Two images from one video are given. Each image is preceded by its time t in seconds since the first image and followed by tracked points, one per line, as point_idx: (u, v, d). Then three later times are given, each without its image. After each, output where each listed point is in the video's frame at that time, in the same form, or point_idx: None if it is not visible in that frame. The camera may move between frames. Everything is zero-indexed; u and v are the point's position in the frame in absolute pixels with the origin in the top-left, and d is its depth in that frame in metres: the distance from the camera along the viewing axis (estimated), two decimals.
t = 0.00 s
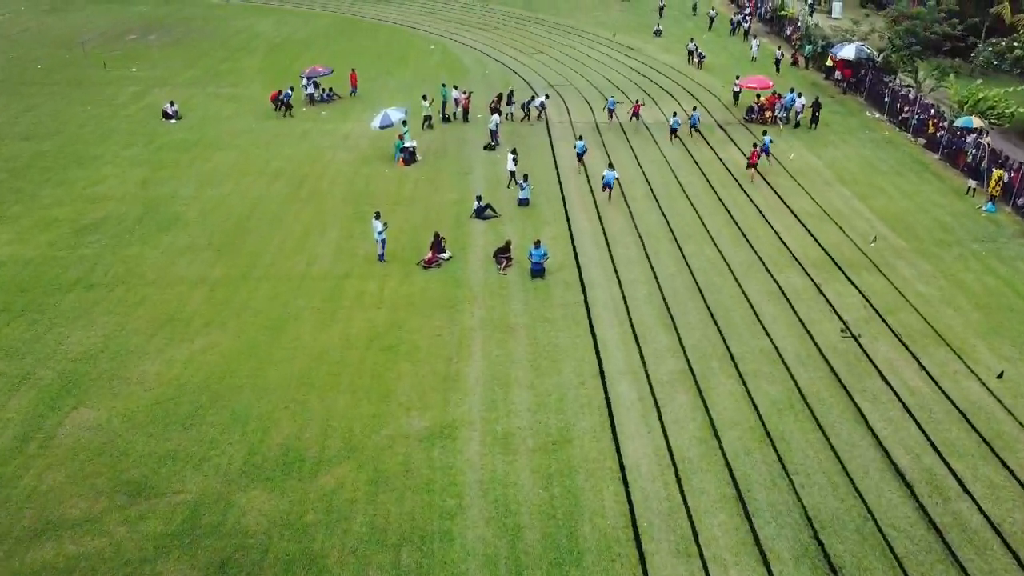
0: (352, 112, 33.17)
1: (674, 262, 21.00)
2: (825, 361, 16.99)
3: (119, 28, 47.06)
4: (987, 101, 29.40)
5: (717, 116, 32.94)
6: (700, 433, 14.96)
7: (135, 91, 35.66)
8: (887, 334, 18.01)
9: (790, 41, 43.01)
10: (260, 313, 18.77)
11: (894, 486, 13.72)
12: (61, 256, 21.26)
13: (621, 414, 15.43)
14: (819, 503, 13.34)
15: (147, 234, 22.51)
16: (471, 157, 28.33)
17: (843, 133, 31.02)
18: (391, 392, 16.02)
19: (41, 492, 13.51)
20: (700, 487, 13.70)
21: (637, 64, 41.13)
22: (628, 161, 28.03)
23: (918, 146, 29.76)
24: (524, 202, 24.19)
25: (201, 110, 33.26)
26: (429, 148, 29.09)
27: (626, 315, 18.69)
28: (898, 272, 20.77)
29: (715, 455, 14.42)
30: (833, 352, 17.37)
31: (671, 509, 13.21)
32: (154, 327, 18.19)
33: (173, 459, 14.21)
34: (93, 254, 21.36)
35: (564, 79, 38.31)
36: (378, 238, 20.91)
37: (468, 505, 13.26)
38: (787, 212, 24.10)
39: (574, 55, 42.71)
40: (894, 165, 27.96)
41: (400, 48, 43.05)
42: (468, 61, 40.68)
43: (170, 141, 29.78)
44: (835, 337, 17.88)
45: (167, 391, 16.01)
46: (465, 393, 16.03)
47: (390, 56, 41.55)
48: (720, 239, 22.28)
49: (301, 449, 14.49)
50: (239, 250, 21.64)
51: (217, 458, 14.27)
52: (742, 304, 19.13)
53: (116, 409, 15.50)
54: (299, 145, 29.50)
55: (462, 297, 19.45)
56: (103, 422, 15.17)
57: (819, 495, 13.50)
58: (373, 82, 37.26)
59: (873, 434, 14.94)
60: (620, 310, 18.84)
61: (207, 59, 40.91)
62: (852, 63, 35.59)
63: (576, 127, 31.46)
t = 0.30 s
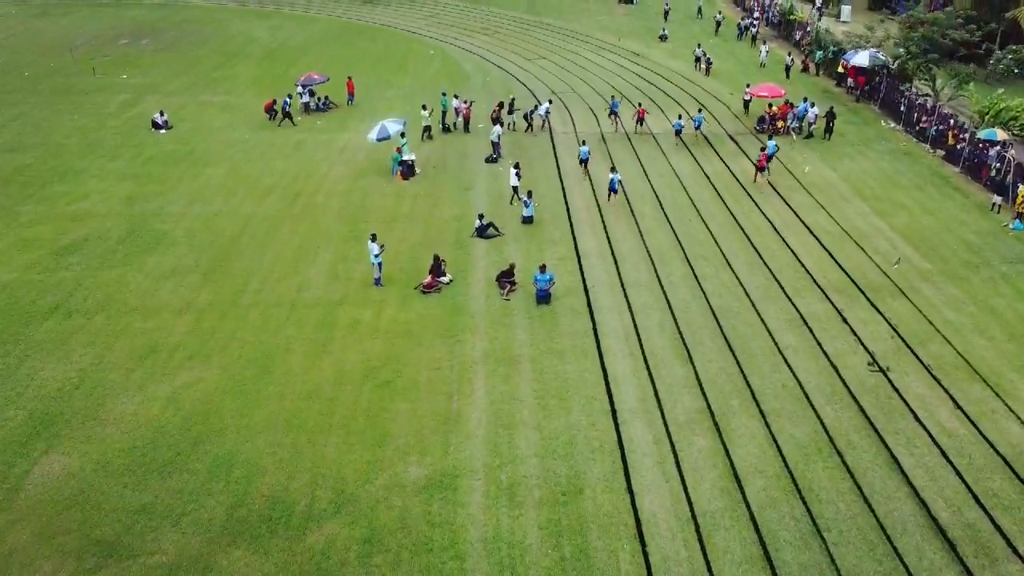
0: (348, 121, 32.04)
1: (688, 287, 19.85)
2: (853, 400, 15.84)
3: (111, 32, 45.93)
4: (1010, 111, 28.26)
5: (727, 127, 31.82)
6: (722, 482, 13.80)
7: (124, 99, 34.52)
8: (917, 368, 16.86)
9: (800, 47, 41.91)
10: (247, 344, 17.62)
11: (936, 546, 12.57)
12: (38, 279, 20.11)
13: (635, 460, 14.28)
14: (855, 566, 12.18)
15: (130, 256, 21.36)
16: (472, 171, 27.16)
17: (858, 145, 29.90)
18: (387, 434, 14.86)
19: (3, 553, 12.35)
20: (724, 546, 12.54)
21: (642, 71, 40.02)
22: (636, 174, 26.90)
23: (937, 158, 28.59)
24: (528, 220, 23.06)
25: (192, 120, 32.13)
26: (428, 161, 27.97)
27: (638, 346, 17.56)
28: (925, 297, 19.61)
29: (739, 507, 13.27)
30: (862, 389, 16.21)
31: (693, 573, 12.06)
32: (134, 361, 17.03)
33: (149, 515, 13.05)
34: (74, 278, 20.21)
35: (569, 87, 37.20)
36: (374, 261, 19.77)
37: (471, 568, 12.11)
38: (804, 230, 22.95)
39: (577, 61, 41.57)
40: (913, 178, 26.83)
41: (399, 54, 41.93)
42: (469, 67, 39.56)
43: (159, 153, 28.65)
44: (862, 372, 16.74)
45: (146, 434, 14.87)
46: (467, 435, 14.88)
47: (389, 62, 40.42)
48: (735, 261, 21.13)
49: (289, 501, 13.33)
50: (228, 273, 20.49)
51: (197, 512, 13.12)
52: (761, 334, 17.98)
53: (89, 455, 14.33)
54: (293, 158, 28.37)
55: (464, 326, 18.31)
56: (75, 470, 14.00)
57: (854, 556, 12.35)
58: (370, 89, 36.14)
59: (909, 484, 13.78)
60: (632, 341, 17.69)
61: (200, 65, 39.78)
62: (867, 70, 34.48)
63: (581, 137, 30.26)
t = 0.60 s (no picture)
0: (346, 130, 31.13)
1: (700, 310, 18.91)
2: (878, 436, 14.91)
3: (104, 37, 45.03)
4: None
5: (735, 135, 30.90)
6: (742, 529, 12.86)
7: (115, 106, 33.60)
8: (944, 400, 15.92)
9: (808, 52, 41.10)
10: (236, 372, 16.69)
11: None
12: (17, 300, 19.18)
13: (649, 503, 13.34)
14: None
15: (115, 274, 20.43)
16: (473, 182, 26.25)
17: (871, 154, 29.00)
18: (384, 474, 13.91)
19: None
20: None
21: (647, 77, 39.11)
22: (642, 186, 26.00)
23: (954, 168, 27.69)
24: (531, 236, 22.15)
25: (183, 129, 31.21)
26: (427, 172, 27.06)
27: (649, 375, 16.63)
28: (949, 320, 18.67)
29: (761, 558, 12.33)
30: (888, 423, 15.28)
31: None
32: (116, 391, 16.09)
33: (127, 567, 12.12)
34: (55, 299, 19.28)
35: (571, 95, 36.30)
36: (371, 282, 18.84)
37: None
38: (819, 246, 22.02)
39: (580, 66, 40.66)
40: (929, 190, 25.92)
41: (398, 59, 41.04)
42: (469, 73, 38.64)
43: (149, 163, 27.73)
44: (886, 403, 15.80)
45: (126, 474, 13.94)
46: (468, 474, 13.94)
47: (388, 68, 39.51)
48: (749, 281, 20.21)
49: (277, 551, 12.39)
50: (219, 294, 19.57)
51: (179, 563, 12.18)
52: (779, 362, 17.05)
53: (64, 497, 13.40)
54: (288, 168, 27.45)
55: (464, 352, 17.39)
56: (48, 515, 13.06)
57: None
58: (368, 96, 35.21)
59: (943, 531, 12.83)
60: (642, 369, 16.76)
61: (194, 71, 38.87)
62: (878, 76, 33.66)
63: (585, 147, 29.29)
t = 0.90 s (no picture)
0: (342, 141, 29.92)
1: (717, 341, 17.74)
2: (915, 486, 13.74)
3: (94, 41, 43.82)
4: None
5: (745, 146, 29.74)
6: None
7: (103, 115, 32.39)
8: (984, 445, 14.75)
9: (819, 58, 39.96)
10: (220, 412, 15.49)
11: None
12: None
13: (669, 566, 12.17)
14: None
15: (94, 300, 19.23)
16: (474, 198, 25.06)
17: (889, 167, 27.83)
18: (378, 532, 12.73)
19: None
20: None
21: (653, 84, 37.89)
22: (651, 201, 24.83)
23: (976, 183, 26.48)
24: (536, 257, 20.96)
25: (172, 139, 30.00)
26: (426, 186, 25.87)
27: (664, 415, 15.45)
28: (983, 352, 17.48)
29: None
30: (924, 471, 14.10)
31: None
32: (89, 434, 14.90)
33: None
34: (30, 328, 18.09)
35: (576, 103, 35.11)
36: (365, 310, 17.62)
37: None
38: (840, 268, 20.83)
39: (584, 73, 39.44)
40: (952, 206, 24.74)
41: (397, 65, 39.82)
42: (470, 80, 37.44)
43: (135, 177, 26.53)
44: (921, 449, 14.63)
45: (97, 533, 12.75)
46: (470, 532, 12.76)
47: (386, 74, 38.31)
48: (767, 308, 19.02)
49: None
50: (203, 323, 18.37)
51: None
52: (804, 400, 15.87)
53: (28, 562, 12.22)
54: (281, 182, 26.25)
55: (465, 388, 16.20)
56: None
57: None
58: (365, 104, 34.01)
59: None
60: (657, 409, 15.59)
61: (186, 77, 37.66)
62: (894, 85, 32.65)
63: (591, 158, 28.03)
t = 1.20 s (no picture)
0: (338, 151, 28.98)
1: (732, 370, 16.79)
2: (949, 535, 12.77)
3: (86, 46, 42.89)
4: None
5: (755, 157, 28.81)
6: None
7: (92, 123, 31.45)
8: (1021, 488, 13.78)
9: (828, 63, 39.02)
10: (204, 450, 14.52)
11: None
12: None
13: None
14: None
15: (75, 325, 18.28)
16: (475, 212, 24.11)
17: (904, 179, 26.88)
18: None
19: None
20: None
21: (658, 90, 36.95)
22: (659, 215, 23.91)
23: (996, 195, 25.53)
24: (539, 277, 20.03)
25: (163, 149, 29.06)
26: (425, 199, 24.93)
27: (677, 452, 14.49)
28: (1014, 382, 16.51)
29: None
30: (959, 518, 13.13)
31: None
32: (64, 474, 13.94)
33: None
34: (6, 355, 17.14)
35: (579, 110, 34.19)
36: (360, 337, 16.66)
37: None
38: (859, 289, 19.87)
39: (587, 79, 38.49)
40: (972, 221, 23.80)
41: (396, 70, 38.89)
42: (470, 86, 36.51)
43: (123, 189, 25.58)
44: (955, 491, 13.66)
45: None
46: None
47: (385, 80, 37.37)
48: (784, 334, 18.05)
49: None
50: (189, 349, 17.41)
51: None
52: (827, 436, 14.91)
53: None
54: (275, 195, 25.30)
55: (465, 422, 15.25)
56: None
57: None
58: (363, 112, 33.08)
59: None
60: (671, 446, 14.63)
61: (179, 84, 36.73)
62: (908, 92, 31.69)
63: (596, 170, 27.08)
